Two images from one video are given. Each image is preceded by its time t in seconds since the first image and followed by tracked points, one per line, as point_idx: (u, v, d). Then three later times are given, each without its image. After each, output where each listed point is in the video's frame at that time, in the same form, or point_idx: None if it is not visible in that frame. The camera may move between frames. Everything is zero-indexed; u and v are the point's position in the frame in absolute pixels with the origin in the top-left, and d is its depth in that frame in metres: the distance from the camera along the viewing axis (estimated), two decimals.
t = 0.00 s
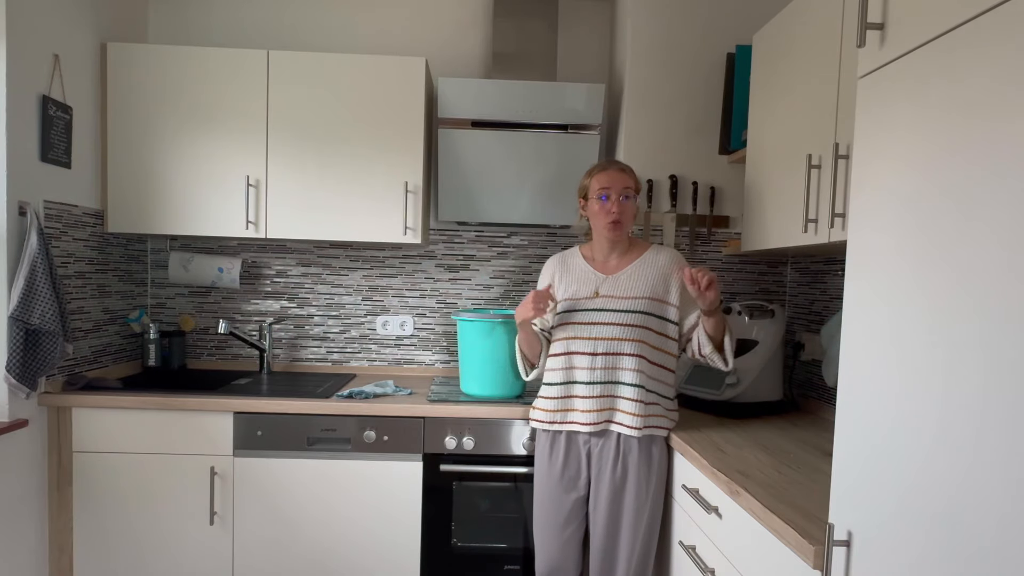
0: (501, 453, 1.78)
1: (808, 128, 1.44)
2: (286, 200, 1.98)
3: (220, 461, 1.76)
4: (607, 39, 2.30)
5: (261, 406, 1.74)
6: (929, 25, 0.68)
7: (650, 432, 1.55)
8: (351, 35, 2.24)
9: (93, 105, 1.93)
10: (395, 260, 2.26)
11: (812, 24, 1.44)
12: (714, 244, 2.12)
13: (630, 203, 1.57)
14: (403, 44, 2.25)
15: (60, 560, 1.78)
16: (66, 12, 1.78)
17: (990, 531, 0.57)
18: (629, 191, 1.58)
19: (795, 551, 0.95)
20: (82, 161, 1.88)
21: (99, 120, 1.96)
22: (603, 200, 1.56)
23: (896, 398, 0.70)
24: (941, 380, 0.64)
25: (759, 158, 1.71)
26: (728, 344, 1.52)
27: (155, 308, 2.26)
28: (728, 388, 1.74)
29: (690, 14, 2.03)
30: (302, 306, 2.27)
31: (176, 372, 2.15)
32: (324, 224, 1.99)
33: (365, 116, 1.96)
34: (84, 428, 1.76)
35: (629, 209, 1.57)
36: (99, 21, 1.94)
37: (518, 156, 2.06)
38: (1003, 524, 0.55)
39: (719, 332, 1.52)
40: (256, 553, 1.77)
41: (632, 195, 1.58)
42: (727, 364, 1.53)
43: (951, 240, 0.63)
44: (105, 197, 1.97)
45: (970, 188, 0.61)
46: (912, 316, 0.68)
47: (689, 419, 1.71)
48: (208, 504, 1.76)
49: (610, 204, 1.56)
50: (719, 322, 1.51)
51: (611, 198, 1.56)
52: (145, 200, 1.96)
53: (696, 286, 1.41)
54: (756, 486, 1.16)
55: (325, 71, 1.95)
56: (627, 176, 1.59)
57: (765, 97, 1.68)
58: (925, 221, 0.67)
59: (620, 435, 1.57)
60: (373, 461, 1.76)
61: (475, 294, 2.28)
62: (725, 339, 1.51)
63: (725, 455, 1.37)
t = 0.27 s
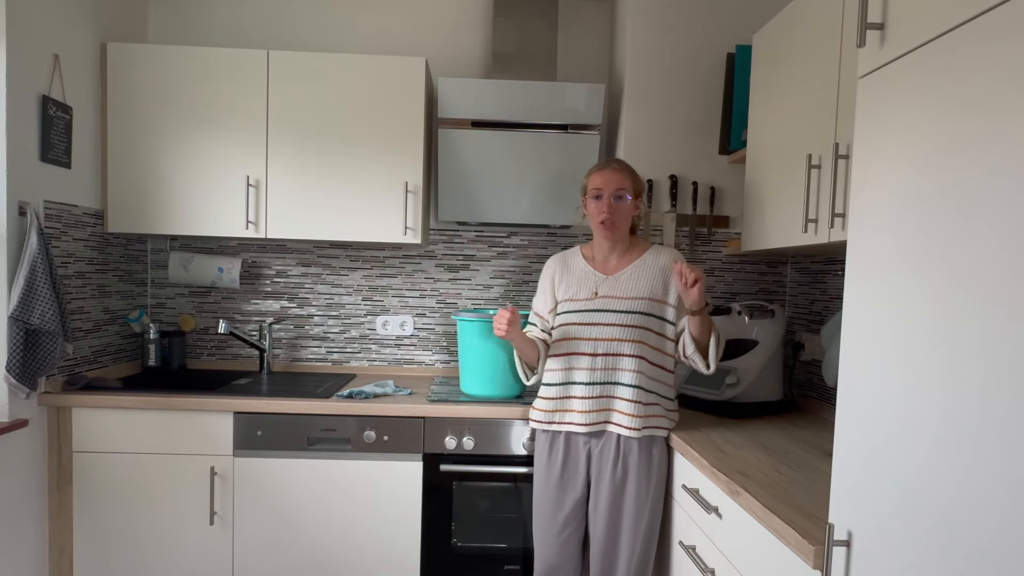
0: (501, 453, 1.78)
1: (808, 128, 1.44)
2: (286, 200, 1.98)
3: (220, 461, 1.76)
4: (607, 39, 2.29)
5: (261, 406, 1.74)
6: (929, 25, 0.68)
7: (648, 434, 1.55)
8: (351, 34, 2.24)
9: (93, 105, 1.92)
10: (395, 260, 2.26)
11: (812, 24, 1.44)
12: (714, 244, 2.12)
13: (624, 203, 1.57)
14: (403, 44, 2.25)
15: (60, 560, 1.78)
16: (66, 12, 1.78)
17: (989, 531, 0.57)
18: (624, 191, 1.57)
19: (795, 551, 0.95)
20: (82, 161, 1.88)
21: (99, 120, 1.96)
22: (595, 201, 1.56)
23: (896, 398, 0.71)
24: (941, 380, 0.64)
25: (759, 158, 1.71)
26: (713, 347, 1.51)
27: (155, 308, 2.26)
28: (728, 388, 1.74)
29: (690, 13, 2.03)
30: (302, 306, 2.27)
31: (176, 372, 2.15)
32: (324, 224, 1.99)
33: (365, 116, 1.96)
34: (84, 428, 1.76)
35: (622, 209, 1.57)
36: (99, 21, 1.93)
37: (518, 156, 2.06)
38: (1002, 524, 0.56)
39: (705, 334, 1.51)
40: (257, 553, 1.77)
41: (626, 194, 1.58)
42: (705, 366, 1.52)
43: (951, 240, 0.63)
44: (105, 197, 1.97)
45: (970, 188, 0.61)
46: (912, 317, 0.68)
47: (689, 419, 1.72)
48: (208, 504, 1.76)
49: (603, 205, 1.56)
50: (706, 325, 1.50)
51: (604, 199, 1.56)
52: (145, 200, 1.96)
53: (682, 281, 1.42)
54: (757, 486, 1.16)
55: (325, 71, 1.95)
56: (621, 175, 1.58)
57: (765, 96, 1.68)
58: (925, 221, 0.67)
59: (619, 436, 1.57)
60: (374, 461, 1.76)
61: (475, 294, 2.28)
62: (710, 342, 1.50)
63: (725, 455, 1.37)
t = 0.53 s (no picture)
0: (501, 453, 1.78)
1: (808, 128, 1.44)
2: (286, 200, 1.98)
3: (220, 461, 1.76)
4: (607, 39, 2.29)
5: (262, 406, 1.74)
6: (929, 25, 0.68)
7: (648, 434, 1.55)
8: (351, 34, 2.24)
9: (93, 105, 1.92)
10: (395, 260, 2.26)
11: (811, 24, 1.44)
12: (714, 244, 2.12)
13: (612, 201, 1.56)
14: (403, 44, 2.25)
15: (60, 560, 1.78)
16: (66, 12, 1.78)
17: (989, 531, 0.57)
18: (612, 190, 1.57)
19: (795, 551, 0.95)
20: (82, 161, 1.88)
21: (99, 119, 1.96)
22: (583, 201, 1.56)
23: (896, 397, 0.71)
24: (941, 380, 0.64)
25: (759, 158, 1.71)
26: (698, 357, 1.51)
27: (155, 308, 2.26)
28: (728, 388, 1.74)
29: (690, 13, 2.03)
30: (302, 306, 2.27)
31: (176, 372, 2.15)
32: (324, 224, 1.99)
33: (365, 116, 1.96)
34: (84, 428, 1.76)
35: (610, 208, 1.56)
36: (99, 21, 1.93)
37: (518, 156, 2.06)
38: (1002, 525, 0.55)
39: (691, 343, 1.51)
40: (257, 553, 1.77)
41: (615, 193, 1.57)
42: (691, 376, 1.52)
43: (951, 240, 0.63)
44: (105, 197, 1.97)
45: (970, 188, 0.61)
46: (912, 317, 0.68)
47: (689, 419, 1.72)
48: (208, 504, 1.76)
49: (591, 206, 1.56)
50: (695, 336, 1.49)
51: (592, 199, 1.56)
52: (145, 200, 1.96)
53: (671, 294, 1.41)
54: (756, 486, 1.16)
55: (325, 71, 1.95)
56: (609, 174, 1.58)
57: (765, 97, 1.68)
58: (925, 221, 0.67)
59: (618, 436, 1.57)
60: (374, 461, 1.76)
61: (475, 294, 2.28)
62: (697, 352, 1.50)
63: (725, 455, 1.37)
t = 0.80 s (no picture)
0: (501, 453, 1.78)
1: (808, 128, 1.44)
2: (286, 200, 1.98)
3: (220, 461, 1.76)
4: (607, 39, 2.29)
5: (262, 406, 1.74)
6: (929, 25, 0.68)
7: (648, 430, 1.55)
8: (351, 34, 2.24)
9: (93, 105, 1.92)
10: (395, 260, 2.26)
11: (811, 24, 1.44)
12: (714, 244, 2.12)
13: (600, 199, 1.56)
14: (403, 44, 2.25)
15: (60, 560, 1.78)
16: (66, 11, 1.78)
17: (990, 531, 0.57)
18: (599, 188, 1.57)
19: (795, 551, 0.95)
20: (82, 161, 1.88)
21: (99, 119, 1.96)
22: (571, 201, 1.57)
23: (895, 397, 0.71)
24: (941, 379, 0.64)
25: (759, 158, 1.71)
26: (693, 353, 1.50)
27: (155, 308, 2.26)
28: (728, 388, 1.74)
29: (690, 13, 2.03)
30: (302, 306, 2.27)
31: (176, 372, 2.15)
32: (325, 224, 1.99)
33: (365, 116, 1.96)
34: (84, 428, 1.76)
35: (599, 206, 1.55)
36: (98, 21, 1.93)
37: (518, 155, 2.06)
38: (1002, 526, 0.55)
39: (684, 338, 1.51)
40: (257, 553, 1.77)
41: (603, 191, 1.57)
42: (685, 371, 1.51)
43: (951, 239, 0.63)
44: (105, 197, 1.97)
45: (970, 188, 0.61)
46: (911, 316, 0.68)
47: (689, 419, 1.71)
48: (208, 504, 1.76)
49: (579, 205, 1.56)
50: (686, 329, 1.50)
51: (579, 199, 1.56)
52: (145, 200, 1.96)
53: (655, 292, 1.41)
54: (757, 486, 1.16)
55: (325, 71, 1.95)
56: (596, 173, 1.58)
57: (765, 97, 1.68)
58: (925, 221, 0.67)
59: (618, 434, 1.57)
60: (374, 461, 1.76)
61: (475, 294, 2.28)
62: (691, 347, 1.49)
63: (725, 455, 1.37)
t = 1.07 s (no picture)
0: (501, 453, 1.78)
1: (808, 128, 1.44)
2: (286, 200, 1.98)
3: (220, 461, 1.76)
4: (607, 39, 2.29)
5: (262, 406, 1.74)
6: (929, 25, 0.68)
7: (632, 426, 1.52)
8: (351, 34, 2.24)
9: (93, 105, 1.92)
10: (395, 260, 2.26)
11: (811, 23, 1.44)
12: (714, 244, 2.12)
13: (594, 194, 1.56)
14: (403, 44, 2.25)
15: (60, 560, 1.78)
16: (66, 11, 1.78)
17: (990, 531, 0.57)
18: (592, 184, 1.56)
19: (795, 551, 0.95)
20: (82, 161, 1.88)
21: (99, 119, 1.96)
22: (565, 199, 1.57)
23: (895, 397, 0.71)
24: (941, 380, 0.64)
25: (759, 157, 1.71)
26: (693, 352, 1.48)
27: (155, 308, 2.26)
28: (728, 388, 1.73)
29: (691, 13, 2.03)
30: (302, 306, 2.27)
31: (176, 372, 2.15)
32: (325, 224, 1.99)
33: (364, 116, 1.96)
34: (84, 428, 1.76)
35: (592, 203, 1.55)
36: (98, 21, 1.93)
37: (518, 155, 2.06)
38: (1002, 526, 0.55)
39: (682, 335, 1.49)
40: (257, 553, 1.77)
41: (595, 187, 1.56)
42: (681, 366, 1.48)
43: (951, 239, 0.63)
44: (105, 197, 1.97)
45: (969, 189, 0.61)
46: (911, 317, 0.68)
47: (689, 419, 1.71)
48: (208, 504, 1.76)
49: (572, 203, 1.57)
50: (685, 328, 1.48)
51: (572, 197, 1.57)
52: (145, 200, 1.96)
53: (662, 301, 1.37)
54: (757, 486, 1.16)
55: (325, 71, 1.95)
56: (588, 169, 1.57)
57: (765, 97, 1.68)
58: (925, 221, 0.67)
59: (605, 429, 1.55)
60: (374, 461, 1.76)
61: (475, 294, 2.28)
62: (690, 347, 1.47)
63: (726, 455, 1.37)
